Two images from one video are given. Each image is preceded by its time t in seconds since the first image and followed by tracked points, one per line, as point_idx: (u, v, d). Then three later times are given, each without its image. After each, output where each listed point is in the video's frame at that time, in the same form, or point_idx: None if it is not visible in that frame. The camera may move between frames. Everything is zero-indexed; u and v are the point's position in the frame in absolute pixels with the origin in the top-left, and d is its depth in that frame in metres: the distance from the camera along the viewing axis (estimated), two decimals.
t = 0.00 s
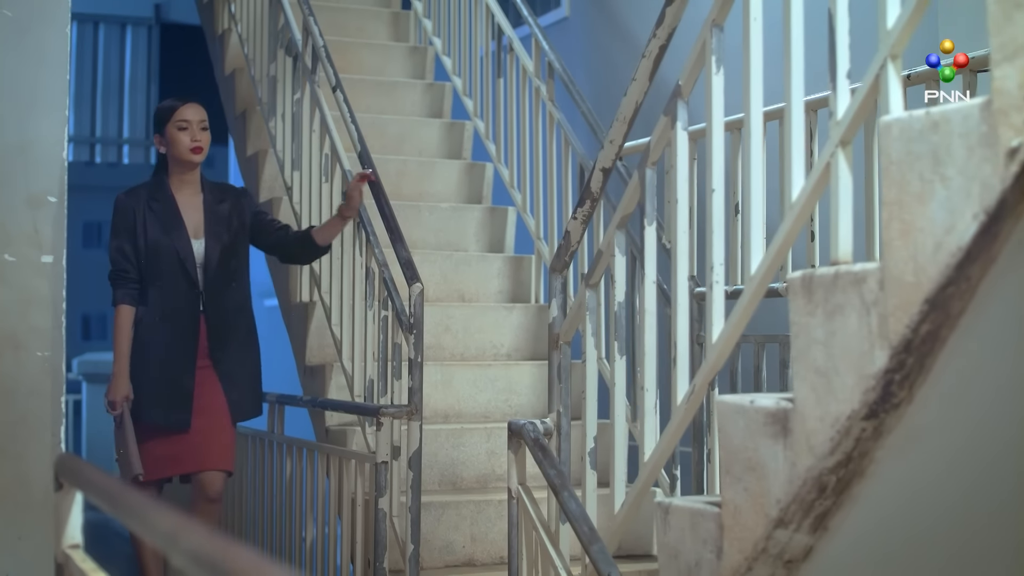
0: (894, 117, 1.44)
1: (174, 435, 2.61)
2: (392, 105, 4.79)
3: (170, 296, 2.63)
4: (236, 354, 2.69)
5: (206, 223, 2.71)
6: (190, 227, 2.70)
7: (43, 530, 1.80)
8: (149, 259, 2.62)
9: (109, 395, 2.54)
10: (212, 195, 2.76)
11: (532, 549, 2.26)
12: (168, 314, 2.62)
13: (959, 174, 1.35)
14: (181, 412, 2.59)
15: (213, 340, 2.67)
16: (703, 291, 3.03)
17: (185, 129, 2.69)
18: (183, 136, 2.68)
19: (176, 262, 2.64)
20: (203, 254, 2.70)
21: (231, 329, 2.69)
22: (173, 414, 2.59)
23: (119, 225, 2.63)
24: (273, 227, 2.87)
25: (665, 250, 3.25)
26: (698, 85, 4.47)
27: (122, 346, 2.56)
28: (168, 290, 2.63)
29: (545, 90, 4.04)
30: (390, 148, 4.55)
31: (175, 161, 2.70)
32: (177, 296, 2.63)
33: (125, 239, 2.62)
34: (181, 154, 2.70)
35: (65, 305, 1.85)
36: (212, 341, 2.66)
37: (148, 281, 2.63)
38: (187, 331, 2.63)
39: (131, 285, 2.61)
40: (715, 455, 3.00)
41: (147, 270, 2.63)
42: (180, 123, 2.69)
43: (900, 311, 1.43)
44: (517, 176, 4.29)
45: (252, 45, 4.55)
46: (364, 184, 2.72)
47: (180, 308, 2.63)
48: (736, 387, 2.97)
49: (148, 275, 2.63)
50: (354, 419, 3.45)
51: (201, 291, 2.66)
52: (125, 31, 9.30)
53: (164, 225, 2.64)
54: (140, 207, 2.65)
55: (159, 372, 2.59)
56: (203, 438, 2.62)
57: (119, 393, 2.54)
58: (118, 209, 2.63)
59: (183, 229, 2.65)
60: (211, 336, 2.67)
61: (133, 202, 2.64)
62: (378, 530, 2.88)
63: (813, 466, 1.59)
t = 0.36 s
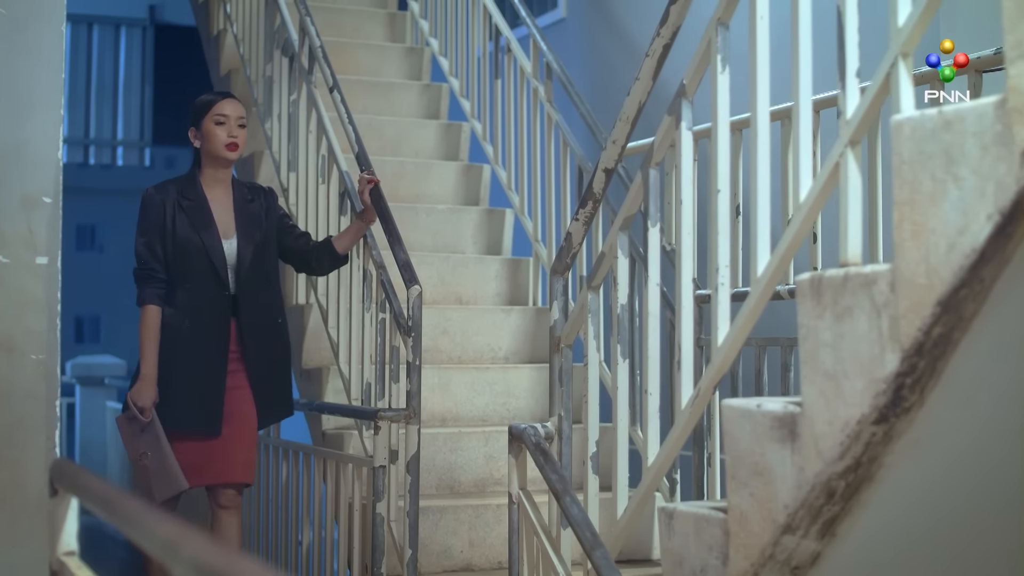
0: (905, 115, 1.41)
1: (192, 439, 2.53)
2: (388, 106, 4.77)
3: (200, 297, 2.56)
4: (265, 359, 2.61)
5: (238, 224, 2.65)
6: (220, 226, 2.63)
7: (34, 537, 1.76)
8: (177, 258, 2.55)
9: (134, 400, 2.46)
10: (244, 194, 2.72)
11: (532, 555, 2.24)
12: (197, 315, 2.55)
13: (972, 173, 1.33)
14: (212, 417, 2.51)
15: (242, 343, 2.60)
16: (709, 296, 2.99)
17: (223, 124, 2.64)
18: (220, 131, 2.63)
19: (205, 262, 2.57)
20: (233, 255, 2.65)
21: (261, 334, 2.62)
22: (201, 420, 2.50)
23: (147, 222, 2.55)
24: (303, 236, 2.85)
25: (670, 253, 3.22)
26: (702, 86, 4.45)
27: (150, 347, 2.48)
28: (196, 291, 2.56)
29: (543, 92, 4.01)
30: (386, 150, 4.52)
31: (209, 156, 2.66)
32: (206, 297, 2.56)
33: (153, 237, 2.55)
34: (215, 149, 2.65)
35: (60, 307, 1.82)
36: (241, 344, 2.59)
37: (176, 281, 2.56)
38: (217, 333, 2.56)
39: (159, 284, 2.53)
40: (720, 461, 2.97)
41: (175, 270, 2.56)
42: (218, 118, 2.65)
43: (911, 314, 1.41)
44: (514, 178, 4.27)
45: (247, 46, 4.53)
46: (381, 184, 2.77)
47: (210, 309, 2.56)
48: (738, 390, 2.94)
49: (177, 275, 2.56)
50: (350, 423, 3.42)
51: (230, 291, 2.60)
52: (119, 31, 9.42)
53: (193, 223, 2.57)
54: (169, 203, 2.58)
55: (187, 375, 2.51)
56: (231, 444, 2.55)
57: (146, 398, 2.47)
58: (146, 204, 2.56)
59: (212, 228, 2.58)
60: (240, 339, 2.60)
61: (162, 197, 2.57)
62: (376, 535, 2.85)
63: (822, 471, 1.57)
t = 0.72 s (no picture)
0: (913, 120, 1.39)
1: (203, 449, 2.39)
2: (382, 113, 4.74)
3: (207, 301, 2.39)
4: (276, 363, 2.46)
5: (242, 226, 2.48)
6: (224, 229, 2.46)
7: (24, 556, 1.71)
8: (182, 260, 2.38)
9: (151, 405, 2.29)
10: (248, 196, 2.53)
11: (531, 566, 2.21)
12: (205, 320, 2.39)
13: (982, 179, 1.31)
14: (226, 425, 2.35)
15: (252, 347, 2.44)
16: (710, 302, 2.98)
17: (222, 124, 2.44)
18: (219, 132, 2.43)
19: (212, 265, 2.40)
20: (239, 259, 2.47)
21: (273, 337, 2.47)
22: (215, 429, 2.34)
23: (148, 225, 2.38)
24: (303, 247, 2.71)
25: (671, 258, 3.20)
26: (704, 91, 4.44)
27: (161, 353, 2.31)
28: (204, 295, 2.39)
29: (539, 97, 4.00)
30: (380, 157, 4.50)
31: (208, 157, 2.46)
32: (214, 300, 2.40)
33: (156, 240, 2.38)
34: (214, 150, 2.45)
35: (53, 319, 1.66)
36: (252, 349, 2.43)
37: (181, 284, 2.39)
38: (227, 338, 2.40)
39: (165, 288, 2.36)
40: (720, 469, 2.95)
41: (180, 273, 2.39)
42: (216, 118, 2.44)
43: (920, 321, 1.38)
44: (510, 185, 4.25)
45: (240, 52, 4.52)
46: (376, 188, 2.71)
47: (218, 315, 2.40)
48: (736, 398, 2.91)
49: (182, 278, 2.39)
50: (345, 432, 3.38)
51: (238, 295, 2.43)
52: (110, 37, 9.27)
53: (197, 225, 2.40)
54: (171, 206, 2.41)
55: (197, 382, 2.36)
56: (239, 451, 2.41)
57: (163, 401, 2.30)
58: (146, 207, 2.38)
59: (217, 231, 2.41)
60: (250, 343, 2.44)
61: (164, 200, 2.40)
62: (370, 546, 2.81)
63: (828, 481, 1.54)
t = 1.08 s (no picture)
0: (927, 123, 1.37)
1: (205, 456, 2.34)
2: (382, 118, 4.73)
3: (214, 306, 2.35)
4: (279, 371, 2.45)
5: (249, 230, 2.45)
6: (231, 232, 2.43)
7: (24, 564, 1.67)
8: (188, 263, 2.35)
9: (153, 413, 2.25)
10: (256, 198, 2.51)
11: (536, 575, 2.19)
12: (211, 325, 2.36)
13: (1000, 183, 1.29)
14: (226, 434, 2.34)
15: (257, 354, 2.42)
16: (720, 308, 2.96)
17: (230, 125, 2.41)
18: (228, 134, 2.40)
19: (220, 269, 2.36)
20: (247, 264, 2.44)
21: (277, 344, 2.45)
22: (215, 438, 2.33)
23: (154, 227, 2.33)
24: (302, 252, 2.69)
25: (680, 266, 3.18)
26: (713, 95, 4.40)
27: (166, 359, 2.27)
28: (211, 299, 2.35)
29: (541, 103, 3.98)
30: (381, 162, 4.48)
31: (216, 158, 2.44)
32: (220, 305, 2.36)
33: (163, 242, 2.33)
34: (221, 152, 2.43)
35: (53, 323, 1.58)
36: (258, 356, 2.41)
37: (187, 287, 2.35)
38: (233, 344, 2.37)
39: (172, 291, 2.32)
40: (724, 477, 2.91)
41: (187, 275, 2.35)
42: (223, 119, 2.41)
43: (935, 328, 1.36)
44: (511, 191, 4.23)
45: (240, 57, 4.50)
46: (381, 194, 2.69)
47: (225, 321, 2.36)
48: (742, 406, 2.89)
49: (189, 282, 2.35)
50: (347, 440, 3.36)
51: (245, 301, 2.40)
52: (110, 43, 9.16)
53: (205, 228, 2.36)
54: (177, 207, 2.37)
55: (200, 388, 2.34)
56: (240, 462, 2.39)
57: (165, 410, 2.25)
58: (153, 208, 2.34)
59: (225, 235, 2.37)
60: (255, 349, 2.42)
61: (171, 201, 2.36)
62: (373, 554, 2.79)
63: (840, 490, 1.52)
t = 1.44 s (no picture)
0: (943, 125, 1.35)
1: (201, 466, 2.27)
2: (384, 122, 4.71)
3: (221, 314, 2.31)
4: (287, 382, 2.39)
5: (261, 235, 2.43)
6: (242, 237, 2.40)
7: None
8: (196, 268, 2.30)
9: (142, 427, 2.19)
10: (265, 200, 2.50)
11: None
12: (219, 334, 2.31)
13: (1019, 186, 1.26)
14: (227, 448, 2.28)
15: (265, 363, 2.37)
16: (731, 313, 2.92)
17: (247, 124, 2.42)
18: (245, 133, 2.41)
19: (231, 274, 2.33)
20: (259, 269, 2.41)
21: (287, 353, 2.41)
22: (220, 449, 2.27)
23: (162, 232, 2.28)
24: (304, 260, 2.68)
25: (687, 273, 3.16)
26: (724, 98, 4.39)
27: (164, 371, 2.21)
28: (221, 306, 2.31)
29: (545, 107, 3.96)
30: (384, 167, 4.46)
31: (230, 158, 2.44)
32: (228, 313, 2.32)
33: (169, 248, 2.28)
34: (236, 152, 2.43)
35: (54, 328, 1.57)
36: (268, 364, 2.36)
37: (194, 294, 2.30)
38: (241, 352, 2.33)
39: (178, 300, 2.26)
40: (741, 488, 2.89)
41: (195, 281, 2.30)
42: (240, 118, 2.42)
43: (952, 333, 1.34)
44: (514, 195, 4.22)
45: (242, 61, 4.49)
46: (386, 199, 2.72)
47: (235, 327, 2.33)
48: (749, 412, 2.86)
49: (196, 289, 2.30)
50: (350, 446, 3.34)
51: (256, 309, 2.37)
52: (110, 47, 9.24)
53: (217, 232, 2.33)
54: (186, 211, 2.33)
55: (202, 401, 2.27)
56: (241, 473, 2.32)
57: (155, 425, 2.20)
58: (162, 211, 2.29)
59: (237, 236, 2.35)
60: (264, 358, 2.38)
61: (179, 204, 2.31)
62: (377, 562, 2.77)
63: (854, 498, 1.50)
